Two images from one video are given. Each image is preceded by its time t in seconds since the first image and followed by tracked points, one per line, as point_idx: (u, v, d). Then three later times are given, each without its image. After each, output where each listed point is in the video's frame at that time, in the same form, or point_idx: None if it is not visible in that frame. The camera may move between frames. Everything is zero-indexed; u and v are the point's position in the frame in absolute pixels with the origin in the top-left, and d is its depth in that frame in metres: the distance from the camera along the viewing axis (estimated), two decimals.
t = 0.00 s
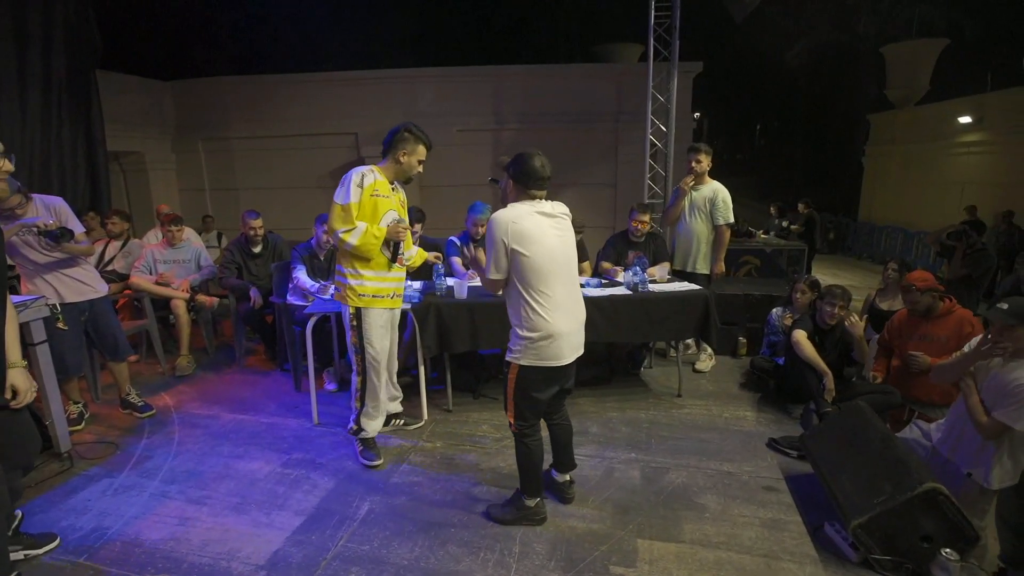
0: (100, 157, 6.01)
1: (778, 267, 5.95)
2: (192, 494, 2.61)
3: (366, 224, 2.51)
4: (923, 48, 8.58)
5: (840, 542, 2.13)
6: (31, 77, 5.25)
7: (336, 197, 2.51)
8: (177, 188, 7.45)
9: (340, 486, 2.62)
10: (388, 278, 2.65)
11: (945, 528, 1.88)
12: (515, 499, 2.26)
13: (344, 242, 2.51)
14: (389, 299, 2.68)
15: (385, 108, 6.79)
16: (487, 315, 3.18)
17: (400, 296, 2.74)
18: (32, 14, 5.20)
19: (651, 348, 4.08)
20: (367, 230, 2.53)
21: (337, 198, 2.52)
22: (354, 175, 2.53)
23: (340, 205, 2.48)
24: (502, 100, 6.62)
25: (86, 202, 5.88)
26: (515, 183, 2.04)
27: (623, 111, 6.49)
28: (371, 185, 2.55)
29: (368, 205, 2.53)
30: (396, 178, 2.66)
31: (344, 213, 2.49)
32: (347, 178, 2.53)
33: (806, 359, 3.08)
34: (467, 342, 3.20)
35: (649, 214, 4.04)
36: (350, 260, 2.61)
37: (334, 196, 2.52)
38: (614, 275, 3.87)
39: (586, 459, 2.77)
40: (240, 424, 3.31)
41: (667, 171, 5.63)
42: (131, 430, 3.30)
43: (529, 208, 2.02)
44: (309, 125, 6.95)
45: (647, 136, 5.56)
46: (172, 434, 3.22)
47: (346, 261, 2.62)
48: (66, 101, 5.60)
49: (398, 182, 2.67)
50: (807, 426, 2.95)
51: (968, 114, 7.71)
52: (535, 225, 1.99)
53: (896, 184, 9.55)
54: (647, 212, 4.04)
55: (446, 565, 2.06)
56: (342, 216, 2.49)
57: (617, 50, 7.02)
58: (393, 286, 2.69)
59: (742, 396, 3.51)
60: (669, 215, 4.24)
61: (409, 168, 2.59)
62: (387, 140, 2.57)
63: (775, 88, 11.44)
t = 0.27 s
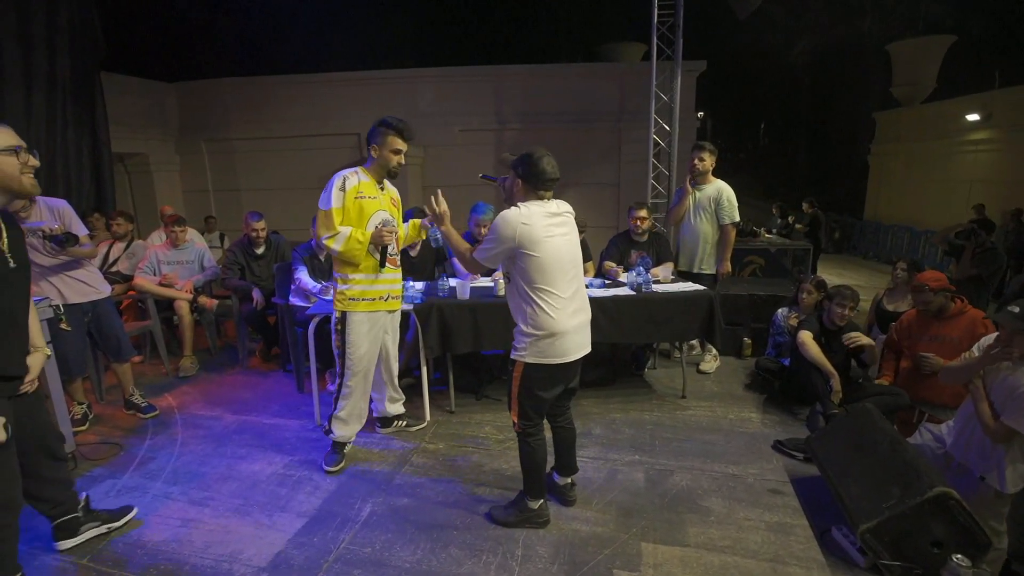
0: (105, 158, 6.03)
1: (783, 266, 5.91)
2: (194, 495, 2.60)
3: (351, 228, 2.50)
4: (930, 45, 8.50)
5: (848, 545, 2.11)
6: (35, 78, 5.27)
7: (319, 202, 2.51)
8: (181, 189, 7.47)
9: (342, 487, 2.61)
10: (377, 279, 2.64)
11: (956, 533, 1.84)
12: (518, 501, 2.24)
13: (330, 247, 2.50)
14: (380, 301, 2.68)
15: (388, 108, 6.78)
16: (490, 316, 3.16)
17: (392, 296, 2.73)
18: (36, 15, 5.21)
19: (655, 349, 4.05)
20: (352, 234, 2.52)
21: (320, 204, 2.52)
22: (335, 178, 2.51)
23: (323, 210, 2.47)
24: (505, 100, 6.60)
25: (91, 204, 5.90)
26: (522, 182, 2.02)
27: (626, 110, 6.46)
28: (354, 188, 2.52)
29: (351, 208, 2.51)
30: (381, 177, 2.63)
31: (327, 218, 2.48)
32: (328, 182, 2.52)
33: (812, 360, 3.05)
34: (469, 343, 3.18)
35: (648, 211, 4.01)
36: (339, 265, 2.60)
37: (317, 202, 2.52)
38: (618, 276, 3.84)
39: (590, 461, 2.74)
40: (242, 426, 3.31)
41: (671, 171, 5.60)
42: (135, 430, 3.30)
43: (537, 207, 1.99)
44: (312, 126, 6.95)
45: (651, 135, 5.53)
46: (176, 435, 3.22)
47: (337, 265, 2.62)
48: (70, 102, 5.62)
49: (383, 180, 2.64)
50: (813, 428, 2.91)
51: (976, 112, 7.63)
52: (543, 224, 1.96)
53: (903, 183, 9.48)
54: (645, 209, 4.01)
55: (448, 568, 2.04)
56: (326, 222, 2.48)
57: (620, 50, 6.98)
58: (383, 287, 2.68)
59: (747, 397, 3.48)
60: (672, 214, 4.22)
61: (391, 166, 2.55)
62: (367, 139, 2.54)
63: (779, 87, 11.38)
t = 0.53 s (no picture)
0: (120, 155, 6.09)
1: (796, 269, 5.84)
2: (202, 492, 2.61)
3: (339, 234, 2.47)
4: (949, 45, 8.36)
5: (860, 555, 2.06)
6: (53, 76, 5.32)
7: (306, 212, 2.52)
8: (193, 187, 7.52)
9: (349, 487, 2.60)
10: (371, 283, 2.61)
11: (977, 547, 1.78)
12: (526, 504, 2.22)
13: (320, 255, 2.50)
14: (377, 304, 2.65)
15: (399, 107, 6.78)
16: (498, 316, 3.14)
17: (390, 298, 2.69)
18: (54, 12, 5.27)
19: (665, 351, 4.02)
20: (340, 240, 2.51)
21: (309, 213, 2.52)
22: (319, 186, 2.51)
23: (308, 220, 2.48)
24: (516, 99, 6.57)
25: (105, 200, 5.95)
26: (539, 182, 1.98)
27: (638, 110, 6.41)
28: (333, 192, 2.51)
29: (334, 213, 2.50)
30: (365, 177, 2.59)
31: (313, 226, 2.48)
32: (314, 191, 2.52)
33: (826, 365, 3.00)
34: (478, 343, 3.17)
35: (659, 210, 3.98)
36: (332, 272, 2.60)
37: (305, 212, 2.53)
38: (628, 277, 3.81)
39: (598, 464, 2.71)
40: (250, 423, 3.31)
41: (683, 172, 5.54)
42: (145, 426, 3.32)
43: (554, 207, 1.96)
44: (323, 124, 6.97)
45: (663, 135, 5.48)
46: (184, 431, 3.23)
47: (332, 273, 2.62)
48: (86, 100, 5.67)
49: (366, 181, 2.60)
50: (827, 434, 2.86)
51: (996, 114, 7.49)
52: (562, 225, 1.93)
53: (919, 186, 9.34)
54: (656, 209, 3.98)
55: (454, 570, 2.02)
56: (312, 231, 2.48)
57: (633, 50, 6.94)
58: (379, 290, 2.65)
59: (758, 401, 3.43)
60: (685, 215, 4.18)
61: (367, 164, 2.50)
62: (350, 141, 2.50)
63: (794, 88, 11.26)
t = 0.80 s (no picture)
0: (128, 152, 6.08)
1: (807, 272, 5.75)
2: (203, 496, 2.57)
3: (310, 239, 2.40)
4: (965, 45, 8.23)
5: (879, 571, 1.99)
6: (62, 72, 5.32)
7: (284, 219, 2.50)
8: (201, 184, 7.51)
9: (352, 492, 2.55)
10: (348, 289, 2.51)
11: (1005, 569, 1.63)
12: (533, 513, 2.17)
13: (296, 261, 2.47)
14: (358, 311, 2.54)
15: (407, 106, 6.75)
16: (506, 318, 3.09)
17: (372, 305, 2.56)
18: (64, 8, 5.26)
19: (675, 355, 3.95)
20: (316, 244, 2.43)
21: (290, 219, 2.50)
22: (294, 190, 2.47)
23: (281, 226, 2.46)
24: (525, 99, 6.52)
25: (113, 197, 5.95)
26: (556, 181, 1.91)
27: (649, 110, 6.33)
28: (309, 196, 2.44)
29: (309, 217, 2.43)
30: (346, 178, 2.48)
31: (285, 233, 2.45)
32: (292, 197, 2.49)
33: (840, 372, 2.92)
34: (485, 345, 3.12)
35: (671, 212, 3.92)
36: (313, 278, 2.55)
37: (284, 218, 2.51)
38: (638, 279, 3.74)
39: (607, 471, 2.66)
40: (254, 424, 3.27)
41: (694, 173, 5.46)
42: (148, 425, 3.29)
43: (572, 206, 1.90)
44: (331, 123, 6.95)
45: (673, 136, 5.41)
46: (187, 432, 3.20)
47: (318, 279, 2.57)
48: (95, 96, 5.67)
49: (348, 182, 2.49)
50: (842, 442, 2.75)
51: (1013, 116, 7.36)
52: (581, 224, 1.87)
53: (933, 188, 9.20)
54: (669, 210, 3.92)
55: None
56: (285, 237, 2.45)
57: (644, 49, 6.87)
58: (361, 296, 2.53)
59: (770, 408, 3.35)
60: (699, 218, 4.10)
61: (339, 166, 2.39)
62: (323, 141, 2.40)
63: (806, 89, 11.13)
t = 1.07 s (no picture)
0: (145, 151, 6.10)
1: (828, 276, 5.60)
2: (214, 501, 2.53)
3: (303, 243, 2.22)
4: (991, 44, 8.09)
5: None
6: (81, 71, 5.34)
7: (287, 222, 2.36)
8: (217, 183, 7.53)
9: (365, 500, 2.50)
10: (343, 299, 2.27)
11: None
12: (551, 527, 2.10)
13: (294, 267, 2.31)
14: (353, 323, 2.28)
15: (423, 105, 6.70)
16: (523, 323, 3.02)
17: (367, 317, 2.28)
18: (84, 7, 5.28)
19: (694, 362, 3.86)
20: (309, 249, 2.25)
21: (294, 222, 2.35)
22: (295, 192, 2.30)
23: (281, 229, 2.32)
24: (541, 98, 6.44)
25: (130, 196, 5.98)
26: (581, 186, 1.83)
27: (667, 110, 6.22)
28: (304, 199, 2.25)
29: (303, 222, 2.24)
30: (344, 179, 2.24)
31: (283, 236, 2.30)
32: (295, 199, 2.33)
33: (870, 382, 2.81)
34: (501, 351, 3.05)
35: (693, 214, 3.82)
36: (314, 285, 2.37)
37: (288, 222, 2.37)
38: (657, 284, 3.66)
39: (624, 482, 2.58)
40: (267, 428, 3.24)
41: (713, 175, 5.35)
42: (160, 426, 3.27)
43: (600, 212, 1.83)
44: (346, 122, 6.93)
45: (693, 136, 5.30)
46: (199, 435, 3.17)
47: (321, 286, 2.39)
48: (113, 95, 5.69)
49: (347, 182, 2.25)
50: (872, 457, 2.67)
51: None
52: (610, 230, 1.81)
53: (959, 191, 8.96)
54: (690, 212, 3.82)
55: None
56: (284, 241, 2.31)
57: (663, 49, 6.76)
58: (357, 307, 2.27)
59: (795, 418, 3.25)
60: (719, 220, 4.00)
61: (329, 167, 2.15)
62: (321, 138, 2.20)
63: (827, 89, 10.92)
